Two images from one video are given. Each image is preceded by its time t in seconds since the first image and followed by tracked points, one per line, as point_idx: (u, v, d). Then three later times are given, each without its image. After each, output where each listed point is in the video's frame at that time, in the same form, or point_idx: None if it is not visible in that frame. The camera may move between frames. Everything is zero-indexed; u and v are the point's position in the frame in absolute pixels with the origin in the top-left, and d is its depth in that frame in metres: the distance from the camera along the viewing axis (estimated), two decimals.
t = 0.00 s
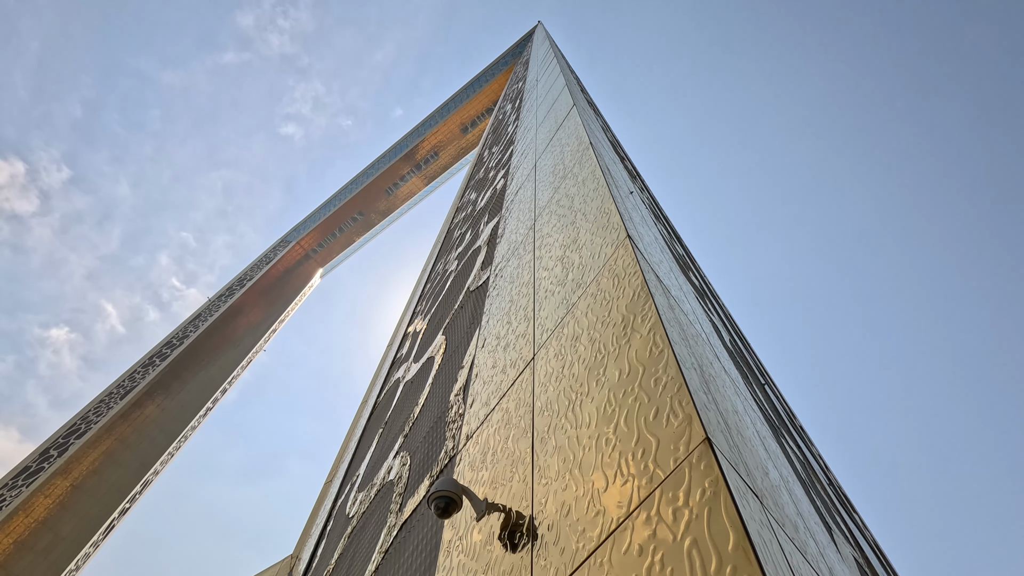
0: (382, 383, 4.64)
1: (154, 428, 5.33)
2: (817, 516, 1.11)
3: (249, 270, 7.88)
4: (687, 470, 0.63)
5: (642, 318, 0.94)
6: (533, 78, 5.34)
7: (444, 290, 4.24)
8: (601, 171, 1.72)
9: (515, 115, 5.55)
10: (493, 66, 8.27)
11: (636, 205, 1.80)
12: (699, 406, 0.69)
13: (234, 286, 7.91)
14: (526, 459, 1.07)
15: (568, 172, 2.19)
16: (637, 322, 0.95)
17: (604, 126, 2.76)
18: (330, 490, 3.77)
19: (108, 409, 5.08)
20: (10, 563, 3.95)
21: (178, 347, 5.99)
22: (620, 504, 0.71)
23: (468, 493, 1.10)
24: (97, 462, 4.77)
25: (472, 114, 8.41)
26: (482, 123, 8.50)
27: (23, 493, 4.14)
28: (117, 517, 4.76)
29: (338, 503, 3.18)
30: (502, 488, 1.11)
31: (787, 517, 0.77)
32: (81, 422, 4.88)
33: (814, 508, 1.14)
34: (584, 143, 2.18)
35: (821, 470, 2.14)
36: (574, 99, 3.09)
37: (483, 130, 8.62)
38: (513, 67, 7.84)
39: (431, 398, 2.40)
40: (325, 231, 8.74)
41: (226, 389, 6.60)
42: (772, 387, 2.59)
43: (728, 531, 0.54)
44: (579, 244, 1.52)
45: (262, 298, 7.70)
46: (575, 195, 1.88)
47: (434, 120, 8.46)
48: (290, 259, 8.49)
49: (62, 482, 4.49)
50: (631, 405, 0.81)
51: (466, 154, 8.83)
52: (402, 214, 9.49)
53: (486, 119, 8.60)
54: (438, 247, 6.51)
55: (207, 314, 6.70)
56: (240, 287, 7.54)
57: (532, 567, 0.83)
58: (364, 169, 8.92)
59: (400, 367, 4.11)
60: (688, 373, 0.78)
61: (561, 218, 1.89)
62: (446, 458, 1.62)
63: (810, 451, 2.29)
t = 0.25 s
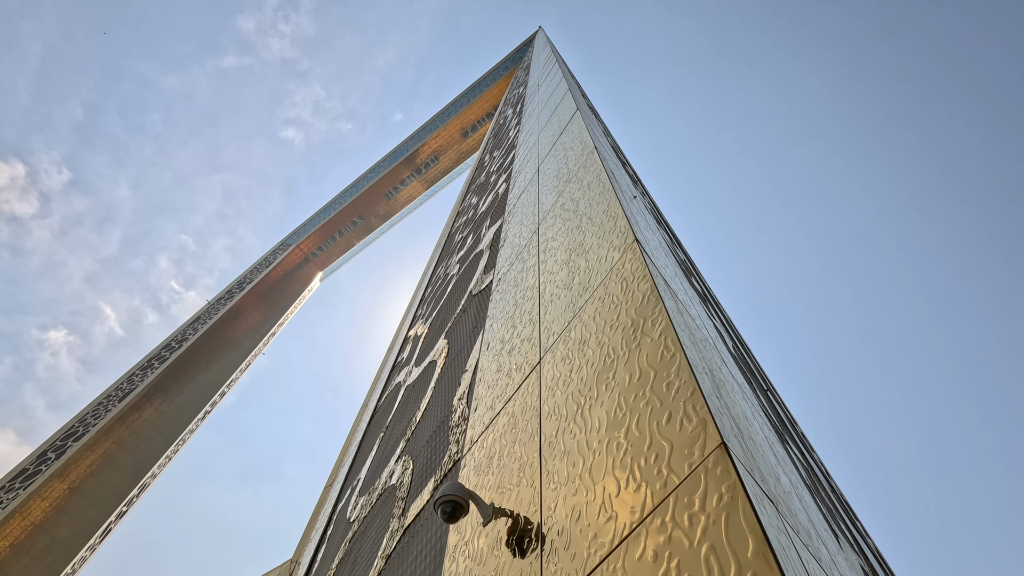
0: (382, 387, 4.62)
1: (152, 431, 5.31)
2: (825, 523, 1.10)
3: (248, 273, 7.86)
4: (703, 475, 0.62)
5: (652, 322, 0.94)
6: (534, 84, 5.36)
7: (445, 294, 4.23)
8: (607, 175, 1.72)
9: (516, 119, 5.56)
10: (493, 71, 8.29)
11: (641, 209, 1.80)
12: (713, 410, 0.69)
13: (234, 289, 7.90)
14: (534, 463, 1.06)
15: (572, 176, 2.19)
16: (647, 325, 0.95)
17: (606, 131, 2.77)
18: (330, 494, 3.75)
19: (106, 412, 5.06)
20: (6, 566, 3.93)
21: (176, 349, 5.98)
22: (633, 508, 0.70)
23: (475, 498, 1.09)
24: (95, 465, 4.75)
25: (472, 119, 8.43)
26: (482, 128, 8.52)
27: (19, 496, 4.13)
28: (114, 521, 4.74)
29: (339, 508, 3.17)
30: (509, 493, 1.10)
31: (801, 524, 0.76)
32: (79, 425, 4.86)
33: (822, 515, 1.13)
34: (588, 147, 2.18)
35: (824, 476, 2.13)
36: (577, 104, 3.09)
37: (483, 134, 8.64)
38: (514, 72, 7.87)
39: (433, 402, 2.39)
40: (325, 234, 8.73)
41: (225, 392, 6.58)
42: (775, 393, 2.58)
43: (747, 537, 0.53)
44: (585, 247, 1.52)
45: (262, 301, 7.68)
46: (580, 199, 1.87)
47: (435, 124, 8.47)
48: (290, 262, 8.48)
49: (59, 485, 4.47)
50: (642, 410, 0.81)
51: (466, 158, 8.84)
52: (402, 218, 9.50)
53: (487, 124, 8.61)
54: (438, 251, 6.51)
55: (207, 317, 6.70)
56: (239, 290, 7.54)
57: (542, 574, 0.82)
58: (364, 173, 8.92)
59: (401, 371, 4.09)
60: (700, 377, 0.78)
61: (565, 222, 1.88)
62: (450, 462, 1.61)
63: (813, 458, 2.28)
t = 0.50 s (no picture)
0: (383, 390, 4.61)
1: (152, 433, 5.30)
2: (833, 528, 1.09)
3: (248, 275, 7.86)
4: (717, 479, 0.62)
5: (661, 326, 0.93)
6: (536, 87, 5.37)
7: (447, 297, 4.23)
8: (612, 178, 1.72)
9: (518, 123, 5.57)
10: (495, 74, 8.32)
11: (646, 212, 1.80)
12: (726, 414, 0.68)
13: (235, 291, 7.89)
14: (541, 467, 1.06)
15: (576, 179, 2.19)
16: (656, 329, 0.94)
17: (609, 134, 2.77)
18: (331, 497, 3.74)
19: (106, 414, 5.05)
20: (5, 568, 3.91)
21: (177, 351, 5.98)
22: (645, 513, 0.70)
23: (482, 502, 1.09)
24: (94, 467, 4.75)
25: (473, 122, 8.45)
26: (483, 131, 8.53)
27: (19, 498, 4.12)
28: (114, 523, 4.72)
29: (341, 511, 3.16)
30: (516, 496, 1.09)
31: (813, 529, 0.75)
32: (79, 426, 4.85)
33: (830, 520, 1.12)
34: (592, 151, 2.18)
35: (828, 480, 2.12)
36: (580, 108, 3.09)
37: (484, 137, 8.65)
38: (515, 76, 7.90)
39: (435, 406, 2.38)
40: (325, 237, 8.73)
41: (226, 395, 6.57)
42: (777, 397, 2.57)
43: (764, 542, 0.53)
44: (591, 250, 1.52)
45: (263, 303, 7.68)
46: (584, 202, 1.87)
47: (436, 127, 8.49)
48: (290, 265, 8.48)
49: (58, 487, 4.46)
50: (653, 413, 0.80)
51: (466, 161, 8.86)
52: (403, 221, 9.50)
53: (488, 127, 8.63)
54: (440, 254, 6.52)
55: (207, 319, 6.70)
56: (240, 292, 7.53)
57: None
58: (364, 176, 8.93)
59: (403, 374, 4.09)
60: (711, 381, 0.77)
61: (570, 225, 1.88)
62: (455, 465, 1.60)
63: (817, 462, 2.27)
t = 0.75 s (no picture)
0: (386, 392, 4.61)
1: (154, 435, 5.30)
2: (841, 533, 1.08)
3: (251, 277, 7.87)
4: (729, 483, 0.61)
5: (670, 329, 0.93)
6: (539, 90, 5.37)
7: (450, 300, 4.23)
8: (617, 182, 1.72)
9: (521, 126, 5.58)
10: (497, 78, 8.33)
11: (651, 215, 1.79)
12: (737, 417, 0.68)
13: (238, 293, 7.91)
14: (548, 470, 1.05)
15: (581, 182, 2.19)
16: (664, 332, 0.94)
17: (614, 137, 2.77)
18: (334, 500, 3.74)
19: (108, 415, 5.05)
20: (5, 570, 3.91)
21: (178, 353, 5.99)
22: (655, 516, 0.70)
23: (489, 505, 1.09)
24: (96, 468, 4.75)
25: (476, 125, 8.46)
26: (485, 134, 8.55)
27: (20, 499, 4.12)
28: (115, 525, 4.72)
29: (344, 513, 3.15)
30: (523, 499, 1.09)
31: (823, 534, 0.75)
32: (81, 428, 4.86)
33: (837, 525, 1.12)
34: (597, 154, 2.18)
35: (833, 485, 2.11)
36: (584, 111, 3.10)
37: (487, 141, 8.67)
38: (517, 79, 7.91)
39: (439, 408, 2.38)
40: (327, 239, 8.74)
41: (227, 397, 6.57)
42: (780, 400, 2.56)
43: (779, 547, 0.53)
44: (597, 253, 1.52)
45: (265, 306, 7.69)
46: (590, 205, 1.87)
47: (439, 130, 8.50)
48: (293, 267, 8.49)
49: (59, 489, 4.46)
50: (662, 417, 0.80)
51: (469, 164, 8.87)
52: (405, 224, 9.51)
53: (490, 130, 8.64)
54: (442, 256, 6.52)
55: (209, 321, 6.70)
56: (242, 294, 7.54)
57: None
58: (366, 179, 8.95)
59: (405, 377, 4.08)
60: (722, 384, 0.77)
61: (575, 228, 1.88)
62: (460, 468, 1.60)
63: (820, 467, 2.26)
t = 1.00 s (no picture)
0: (388, 395, 4.61)
1: (156, 436, 5.31)
2: (847, 537, 1.08)
3: (253, 279, 7.88)
4: (738, 487, 0.61)
5: (677, 332, 0.93)
6: (541, 94, 5.39)
7: (452, 303, 4.23)
8: (621, 184, 1.72)
9: (523, 129, 5.58)
10: (499, 81, 8.36)
11: (654, 218, 1.79)
12: (745, 420, 0.68)
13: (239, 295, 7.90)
14: (553, 474, 1.05)
15: (584, 185, 2.19)
16: (670, 335, 0.94)
17: (616, 140, 2.77)
18: (336, 502, 3.73)
19: (110, 417, 5.06)
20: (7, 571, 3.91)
21: (180, 355, 6.01)
22: (662, 520, 0.69)
23: (493, 508, 1.08)
24: (98, 470, 4.75)
25: (477, 128, 8.48)
26: (487, 137, 8.56)
27: (22, 500, 4.13)
28: (116, 526, 4.72)
29: (346, 516, 3.15)
30: (528, 503, 1.09)
31: (830, 538, 0.74)
32: (83, 429, 4.87)
33: (843, 528, 1.11)
34: (600, 157, 2.18)
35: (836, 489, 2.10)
36: (587, 114, 3.10)
37: (489, 143, 8.68)
38: (519, 82, 7.93)
39: (442, 411, 2.38)
40: (329, 242, 8.75)
41: (230, 398, 6.57)
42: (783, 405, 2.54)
43: (789, 552, 0.52)
44: (602, 256, 1.51)
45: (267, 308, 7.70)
46: (594, 208, 1.87)
47: (441, 133, 8.52)
48: (295, 269, 8.49)
49: (61, 490, 4.47)
50: (669, 419, 0.80)
51: (471, 167, 8.88)
52: (407, 226, 9.52)
53: (492, 133, 8.66)
54: (444, 259, 6.53)
55: (211, 323, 6.71)
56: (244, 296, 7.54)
57: None
58: (368, 181, 8.96)
59: (408, 380, 4.09)
60: (729, 388, 0.77)
61: (579, 231, 1.88)
62: (463, 471, 1.60)
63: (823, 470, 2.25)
